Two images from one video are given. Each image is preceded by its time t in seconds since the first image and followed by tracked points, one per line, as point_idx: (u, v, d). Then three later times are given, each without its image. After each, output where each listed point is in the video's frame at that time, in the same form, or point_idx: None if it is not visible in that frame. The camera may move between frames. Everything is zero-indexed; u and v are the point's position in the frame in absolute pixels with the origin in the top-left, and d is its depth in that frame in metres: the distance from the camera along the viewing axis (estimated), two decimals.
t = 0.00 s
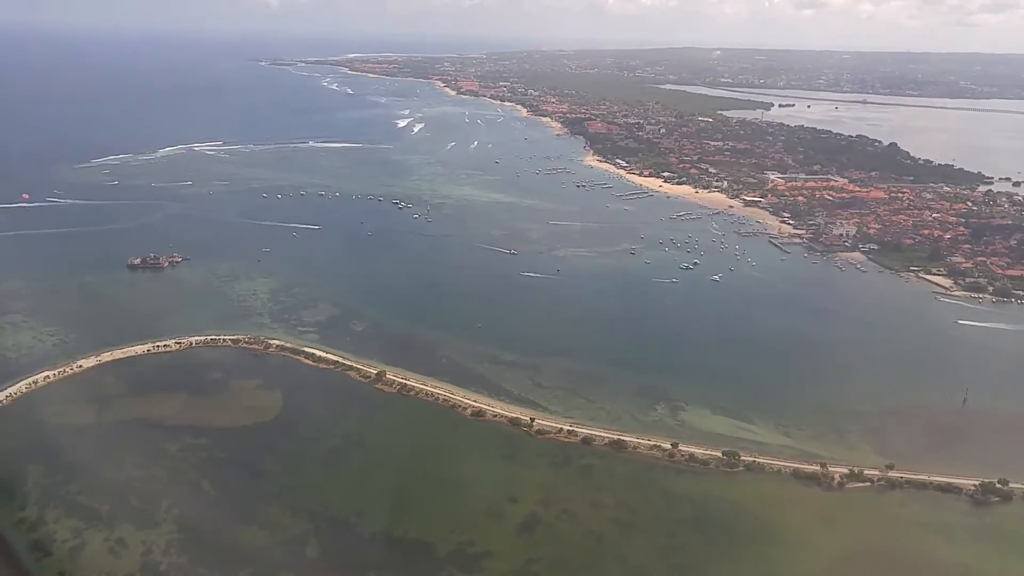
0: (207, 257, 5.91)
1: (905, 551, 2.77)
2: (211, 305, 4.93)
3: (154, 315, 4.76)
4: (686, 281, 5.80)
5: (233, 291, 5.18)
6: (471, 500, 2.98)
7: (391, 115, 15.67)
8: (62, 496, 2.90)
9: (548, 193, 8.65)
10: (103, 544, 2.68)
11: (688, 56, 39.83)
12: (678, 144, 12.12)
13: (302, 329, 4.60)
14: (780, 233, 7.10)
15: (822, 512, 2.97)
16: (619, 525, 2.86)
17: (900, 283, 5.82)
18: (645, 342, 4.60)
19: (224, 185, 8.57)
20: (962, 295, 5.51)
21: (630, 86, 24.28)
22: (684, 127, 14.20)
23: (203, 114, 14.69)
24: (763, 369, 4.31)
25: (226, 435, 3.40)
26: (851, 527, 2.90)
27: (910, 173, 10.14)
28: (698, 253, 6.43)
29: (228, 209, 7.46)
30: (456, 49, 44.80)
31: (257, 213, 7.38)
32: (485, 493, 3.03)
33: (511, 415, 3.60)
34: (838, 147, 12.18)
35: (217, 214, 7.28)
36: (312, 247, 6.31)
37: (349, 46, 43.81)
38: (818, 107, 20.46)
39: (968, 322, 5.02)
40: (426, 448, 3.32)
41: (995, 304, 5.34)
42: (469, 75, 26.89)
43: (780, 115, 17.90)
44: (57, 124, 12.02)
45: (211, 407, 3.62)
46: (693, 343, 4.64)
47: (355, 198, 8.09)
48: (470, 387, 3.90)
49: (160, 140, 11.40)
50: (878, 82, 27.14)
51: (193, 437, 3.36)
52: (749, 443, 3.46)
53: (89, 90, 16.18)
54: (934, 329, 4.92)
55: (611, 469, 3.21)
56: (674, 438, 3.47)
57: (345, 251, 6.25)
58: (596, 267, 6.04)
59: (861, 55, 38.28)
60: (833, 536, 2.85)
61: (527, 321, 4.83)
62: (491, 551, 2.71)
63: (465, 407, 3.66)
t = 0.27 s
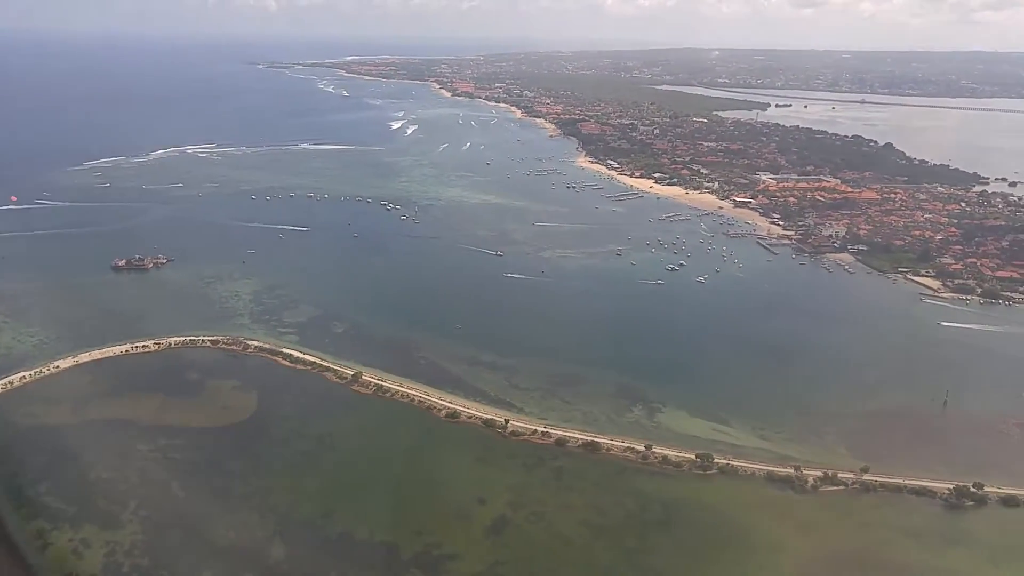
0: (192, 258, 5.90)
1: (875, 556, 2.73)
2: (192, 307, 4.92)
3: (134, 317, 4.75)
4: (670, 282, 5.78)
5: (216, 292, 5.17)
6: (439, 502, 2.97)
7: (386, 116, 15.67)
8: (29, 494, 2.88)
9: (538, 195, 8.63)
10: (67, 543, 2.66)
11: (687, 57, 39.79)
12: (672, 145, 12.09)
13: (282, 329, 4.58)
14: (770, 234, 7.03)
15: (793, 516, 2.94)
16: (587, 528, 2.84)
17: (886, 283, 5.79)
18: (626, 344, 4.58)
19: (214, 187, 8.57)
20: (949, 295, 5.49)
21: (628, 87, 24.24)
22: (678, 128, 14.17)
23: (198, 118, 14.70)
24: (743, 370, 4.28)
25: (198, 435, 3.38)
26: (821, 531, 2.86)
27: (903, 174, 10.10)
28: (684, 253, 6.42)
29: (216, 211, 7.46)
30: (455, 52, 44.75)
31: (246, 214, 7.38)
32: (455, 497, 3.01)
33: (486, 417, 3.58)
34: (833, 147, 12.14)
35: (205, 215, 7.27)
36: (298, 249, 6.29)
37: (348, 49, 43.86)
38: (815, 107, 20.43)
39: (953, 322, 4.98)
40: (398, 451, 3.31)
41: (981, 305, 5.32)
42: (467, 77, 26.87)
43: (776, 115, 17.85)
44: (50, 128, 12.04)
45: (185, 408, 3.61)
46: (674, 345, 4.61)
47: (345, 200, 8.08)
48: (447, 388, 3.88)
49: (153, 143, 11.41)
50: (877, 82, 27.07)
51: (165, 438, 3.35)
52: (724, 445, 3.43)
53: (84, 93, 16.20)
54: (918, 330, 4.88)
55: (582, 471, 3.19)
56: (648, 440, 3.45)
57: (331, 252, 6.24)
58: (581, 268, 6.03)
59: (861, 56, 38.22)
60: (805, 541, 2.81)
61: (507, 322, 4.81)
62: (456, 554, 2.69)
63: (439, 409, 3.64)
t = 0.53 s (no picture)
0: (175, 254, 5.86)
1: (839, 563, 2.72)
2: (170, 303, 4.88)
3: (111, 312, 4.71)
4: (654, 287, 5.77)
5: (195, 289, 5.13)
6: (405, 505, 2.95)
7: (382, 117, 15.66)
8: None
9: (528, 198, 8.62)
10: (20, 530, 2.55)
11: (687, 63, 39.89)
12: (665, 151, 12.09)
13: (259, 328, 4.55)
14: (757, 241, 7.03)
15: (761, 523, 2.93)
16: (553, 533, 2.82)
17: (869, 292, 5.78)
18: (605, 347, 4.56)
19: (203, 184, 8.53)
20: (931, 305, 5.49)
21: (626, 93, 24.27)
22: (673, 134, 14.17)
23: (192, 114, 14.66)
24: (722, 377, 4.26)
25: (166, 434, 3.35)
26: (787, 539, 2.85)
27: (893, 184, 10.12)
28: (670, 259, 6.40)
29: (202, 207, 7.42)
30: (455, 54, 44.74)
31: (232, 211, 7.34)
32: (421, 499, 2.98)
33: (459, 419, 3.56)
34: (826, 156, 12.16)
35: (191, 211, 7.23)
36: (282, 247, 6.26)
37: (348, 49, 43.86)
38: (811, 116, 20.46)
39: (933, 333, 4.99)
40: (367, 452, 3.28)
41: (963, 315, 5.32)
42: (466, 79, 26.85)
43: (772, 123, 17.88)
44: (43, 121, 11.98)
45: (155, 406, 3.58)
46: (653, 349, 4.59)
47: (333, 198, 8.05)
48: (422, 389, 3.86)
49: (145, 138, 11.36)
50: (875, 93, 27.13)
51: (132, 436, 3.31)
52: (696, 450, 3.41)
53: (79, 87, 16.14)
54: (898, 339, 4.88)
55: (552, 475, 3.17)
56: (620, 444, 3.43)
57: (315, 251, 6.21)
58: (566, 271, 6.01)
59: (859, 66, 38.33)
60: (771, 547, 2.80)
61: (487, 324, 4.79)
62: (419, 557, 2.66)
63: (412, 410, 3.61)
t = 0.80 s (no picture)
0: (160, 259, 5.86)
1: (812, 560, 2.71)
2: (152, 308, 4.89)
3: (92, 317, 4.71)
4: (640, 288, 5.76)
5: (178, 294, 5.14)
6: (378, 507, 2.94)
7: (376, 120, 15.66)
8: None
9: (518, 199, 8.61)
10: None
11: (684, 64, 39.88)
12: (658, 151, 12.08)
13: (241, 332, 4.55)
14: (745, 241, 7.02)
15: (734, 522, 2.91)
16: (523, 534, 2.81)
17: (855, 290, 5.77)
18: (587, 348, 4.55)
19: (193, 188, 8.53)
20: (917, 304, 5.48)
21: (622, 93, 24.26)
22: (667, 135, 14.16)
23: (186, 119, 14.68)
24: (704, 376, 4.24)
25: (140, 438, 3.34)
26: (760, 536, 2.84)
27: (885, 183, 10.10)
28: (657, 259, 6.39)
29: (191, 212, 7.43)
30: (453, 56, 44.78)
31: (220, 216, 7.35)
32: (393, 502, 2.98)
33: (436, 421, 3.55)
34: (819, 155, 12.14)
35: (179, 215, 7.24)
36: (269, 252, 6.26)
37: (346, 52, 43.88)
38: (807, 115, 20.45)
39: (917, 331, 4.98)
40: (342, 457, 3.27)
41: (948, 314, 5.32)
42: (462, 81, 26.86)
43: (767, 123, 17.86)
44: (36, 126, 11.99)
45: (131, 410, 3.57)
46: (635, 350, 4.57)
47: (322, 202, 8.05)
48: (400, 392, 3.85)
49: (137, 144, 11.38)
50: (872, 92, 27.08)
51: (106, 439, 3.31)
52: (672, 450, 3.40)
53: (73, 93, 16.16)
54: (882, 337, 4.87)
55: (526, 477, 3.16)
56: (597, 445, 3.41)
57: (301, 255, 6.21)
58: (552, 273, 6.00)
59: (857, 65, 38.28)
60: (743, 546, 2.78)
61: (469, 326, 4.78)
62: (388, 559, 2.65)
63: (388, 413, 3.61)
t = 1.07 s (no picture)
0: (145, 262, 5.85)
1: (783, 561, 2.69)
2: (134, 310, 4.88)
3: (73, 319, 4.70)
4: (625, 287, 5.73)
5: (161, 296, 5.13)
6: (348, 510, 2.92)
7: (370, 121, 15.65)
8: None
9: (508, 199, 8.59)
10: None
11: (682, 63, 39.86)
12: (651, 150, 12.05)
13: (221, 334, 4.54)
14: (734, 240, 6.99)
15: (707, 523, 2.89)
16: (493, 536, 2.79)
17: (842, 289, 5.74)
18: (568, 348, 4.53)
19: (182, 191, 8.52)
20: (904, 302, 5.46)
21: (618, 93, 24.23)
22: (662, 134, 14.13)
23: (180, 122, 14.68)
24: (685, 375, 4.22)
25: (113, 439, 3.32)
26: (732, 537, 2.82)
27: (878, 180, 10.06)
28: (644, 259, 6.37)
29: (179, 214, 7.42)
30: (452, 57, 44.80)
31: (208, 218, 7.34)
32: (364, 504, 2.96)
33: (412, 423, 3.53)
34: (814, 154, 12.10)
35: (167, 218, 7.23)
36: (254, 254, 6.24)
37: (344, 55, 43.87)
38: (803, 114, 20.39)
39: (901, 329, 4.96)
40: (315, 459, 3.25)
41: (935, 312, 5.29)
42: (459, 82, 26.85)
43: (763, 121, 17.82)
44: (29, 130, 12.00)
45: (106, 412, 3.55)
46: (617, 350, 4.55)
47: (312, 203, 8.04)
48: (377, 394, 3.83)
49: (130, 147, 11.39)
50: (870, 89, 27.01)
51: (79, 440, 3.28)
52: (647, 451, 3.37)
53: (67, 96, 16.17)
54: (866, 336, 4.85)
55: (499, 478, 3.14)
56: (573, 445, 3.39)
57: (286, 257, 6.20)
58: (538, 272, 5.98)
59: (856, 62, 38.17)
60: (715, 548, 2.76)
61: (451, 327, 4.76)
62: (356, 562, 2.63)
63: (364, 414, 3.59)
